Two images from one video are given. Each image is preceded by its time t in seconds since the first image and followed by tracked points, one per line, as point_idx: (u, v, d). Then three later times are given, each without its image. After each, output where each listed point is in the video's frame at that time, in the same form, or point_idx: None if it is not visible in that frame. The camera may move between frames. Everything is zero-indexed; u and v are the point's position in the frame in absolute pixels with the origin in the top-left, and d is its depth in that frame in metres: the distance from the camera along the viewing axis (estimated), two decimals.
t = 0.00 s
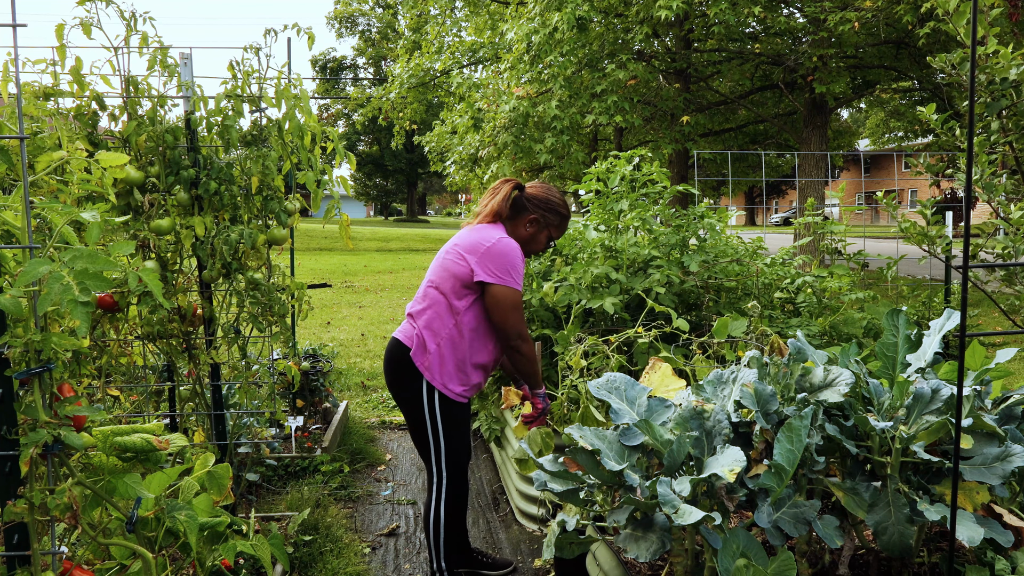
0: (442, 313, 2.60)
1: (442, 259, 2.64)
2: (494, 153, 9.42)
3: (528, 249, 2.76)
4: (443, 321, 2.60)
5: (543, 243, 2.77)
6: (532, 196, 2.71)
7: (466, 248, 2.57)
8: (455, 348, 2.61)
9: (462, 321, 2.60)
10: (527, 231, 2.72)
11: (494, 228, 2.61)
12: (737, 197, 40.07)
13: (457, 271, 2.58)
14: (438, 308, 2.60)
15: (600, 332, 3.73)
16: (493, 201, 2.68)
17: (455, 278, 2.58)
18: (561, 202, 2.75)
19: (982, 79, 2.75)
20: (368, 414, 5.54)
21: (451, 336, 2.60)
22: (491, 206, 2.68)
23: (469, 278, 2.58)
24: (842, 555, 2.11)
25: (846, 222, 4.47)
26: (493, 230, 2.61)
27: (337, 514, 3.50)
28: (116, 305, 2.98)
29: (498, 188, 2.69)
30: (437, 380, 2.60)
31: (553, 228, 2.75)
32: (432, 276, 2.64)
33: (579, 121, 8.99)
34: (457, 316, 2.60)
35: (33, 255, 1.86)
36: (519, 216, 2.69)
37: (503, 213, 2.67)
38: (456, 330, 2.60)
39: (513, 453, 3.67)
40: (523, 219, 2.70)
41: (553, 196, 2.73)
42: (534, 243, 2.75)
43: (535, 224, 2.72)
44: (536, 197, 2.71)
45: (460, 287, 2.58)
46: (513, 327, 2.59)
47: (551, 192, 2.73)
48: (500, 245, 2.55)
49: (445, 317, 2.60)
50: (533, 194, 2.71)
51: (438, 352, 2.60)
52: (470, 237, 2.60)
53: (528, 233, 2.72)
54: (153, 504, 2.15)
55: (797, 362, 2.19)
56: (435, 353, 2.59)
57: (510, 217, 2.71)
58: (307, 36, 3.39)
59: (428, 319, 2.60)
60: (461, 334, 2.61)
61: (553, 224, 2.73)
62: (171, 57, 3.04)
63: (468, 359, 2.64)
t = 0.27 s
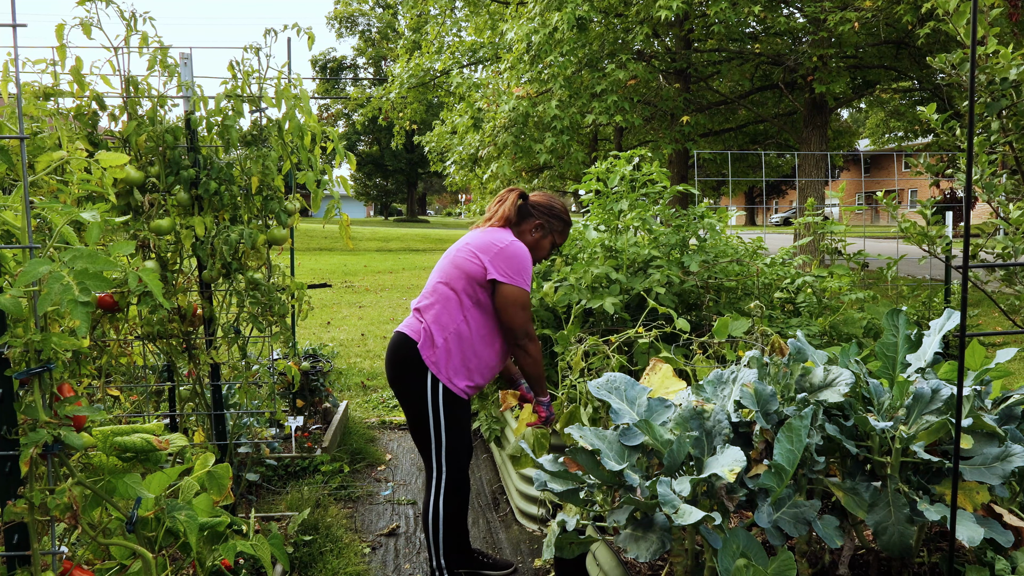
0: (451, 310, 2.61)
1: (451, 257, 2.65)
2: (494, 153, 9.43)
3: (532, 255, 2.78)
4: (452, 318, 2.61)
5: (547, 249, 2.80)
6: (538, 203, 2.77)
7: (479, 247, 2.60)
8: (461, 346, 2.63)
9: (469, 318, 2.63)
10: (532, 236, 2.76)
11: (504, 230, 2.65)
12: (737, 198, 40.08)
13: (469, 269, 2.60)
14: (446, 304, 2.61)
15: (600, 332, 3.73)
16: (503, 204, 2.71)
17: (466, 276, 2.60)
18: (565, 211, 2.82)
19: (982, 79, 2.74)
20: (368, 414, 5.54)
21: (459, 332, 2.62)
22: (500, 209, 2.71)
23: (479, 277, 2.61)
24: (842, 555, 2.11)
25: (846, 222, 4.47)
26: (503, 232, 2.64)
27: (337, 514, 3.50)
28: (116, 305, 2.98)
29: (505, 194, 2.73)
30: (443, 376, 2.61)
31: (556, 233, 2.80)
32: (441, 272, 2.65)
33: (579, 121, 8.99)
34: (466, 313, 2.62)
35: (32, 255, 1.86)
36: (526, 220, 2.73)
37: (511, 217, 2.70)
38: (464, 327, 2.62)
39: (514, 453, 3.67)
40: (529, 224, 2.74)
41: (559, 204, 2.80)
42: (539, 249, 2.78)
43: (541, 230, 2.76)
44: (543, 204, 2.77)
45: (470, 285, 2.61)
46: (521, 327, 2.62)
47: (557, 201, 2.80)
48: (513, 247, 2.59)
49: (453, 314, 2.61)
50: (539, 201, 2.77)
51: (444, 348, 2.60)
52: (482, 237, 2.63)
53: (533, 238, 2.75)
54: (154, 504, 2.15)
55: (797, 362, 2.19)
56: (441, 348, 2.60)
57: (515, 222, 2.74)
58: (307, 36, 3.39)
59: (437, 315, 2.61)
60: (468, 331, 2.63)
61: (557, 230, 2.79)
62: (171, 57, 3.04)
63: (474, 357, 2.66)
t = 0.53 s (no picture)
0: (452, 307, 2.61)
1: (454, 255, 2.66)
2: (494, 153, 9.43)
3: (534, 257, 2.76)
4: (453, 315, 2.61)
5: (549, 252, 2.78)
6: (541, 206, 2.77)
7: (482, 246, 2.60)
8: (462, 343, 2.63)
9: (471, 316, 2.63)
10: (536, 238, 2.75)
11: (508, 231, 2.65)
12: (737, 198, 40.08)
13: (471, 266, 2.60)
14: (448, 302, 2.61)
15: (600, 332, 3.73)
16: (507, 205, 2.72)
17: (468, 274, 2.61)
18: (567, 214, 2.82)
19: (982, 79, 2.74)
20: (368, 415, 5.54)
21: (460, 329, 2.62)
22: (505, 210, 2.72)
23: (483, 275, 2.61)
24: (842, 555, 2.11)
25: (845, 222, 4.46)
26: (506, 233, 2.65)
27: (337, 514, 3.50)
28: (116, 305, 2.98)
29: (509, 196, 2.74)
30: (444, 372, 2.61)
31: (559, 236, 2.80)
32: (445, 270, 2.65)
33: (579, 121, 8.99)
34: (467, 310, 2.62)
35: (32, 255, 1.86)
36: (529, 222, 2.73)
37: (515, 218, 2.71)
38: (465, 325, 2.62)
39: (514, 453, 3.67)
40: (533, 226, 2.74)
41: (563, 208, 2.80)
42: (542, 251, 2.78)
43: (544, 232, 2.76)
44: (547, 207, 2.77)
45: (474, 283, 2.61)
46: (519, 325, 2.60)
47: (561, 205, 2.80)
48: (515, 247, 2.59)
49: (455, 311, 2.61)
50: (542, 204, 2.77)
51: (446, 344, 2.61)
52: (487, 236, 2.63)
53: (536, 240, 2.75)
54: (154, 504, 2.15)
55: (797, 362, 2.19)
56: (443, 345, 2.60)
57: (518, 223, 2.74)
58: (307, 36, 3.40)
59: (438, 312, 2.61)
60: (469, 329, 2.63)
61: (560, 233, 2.78)
62: (171, 57, 3.04)
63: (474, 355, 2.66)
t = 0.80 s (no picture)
0: (449, 305, 2.60)
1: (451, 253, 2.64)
2: (494, 153, 9.43)
3: (534, 252, 2.73)
4: (450, 314, 2.60)
5: (549, 247, 2.75)
6: (539, 202, 2.74)
7: (475, 242, 2.57)
8: (458, 341, 2.61)
9: (468, 314, 2.61)
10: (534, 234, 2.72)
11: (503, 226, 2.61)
12: (737, 198, 40.09)
13: (465, 263, 2.57)
14: (445, 300, 2.60)
15: (600, 332, 3.73)
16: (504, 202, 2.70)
17: (462, 271, 2.58)
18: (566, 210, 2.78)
19: (982, 79, 2.74)
20: (368, 415, 5.54)
21: (456, 327, 2.60)
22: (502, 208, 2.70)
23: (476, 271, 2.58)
24: (842, 555, 2.11)
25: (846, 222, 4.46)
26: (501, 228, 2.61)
27: (337, 514, 3.50)
28: (116, 305, 2.98)
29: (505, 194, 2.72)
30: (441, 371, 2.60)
31: (558, 232, 2.75)
32: (443, 268, 2.64)
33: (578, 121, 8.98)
34: (463, 308, 2.60)
35: (32, 255, 1.86)
36: (526, 219, 2.71)
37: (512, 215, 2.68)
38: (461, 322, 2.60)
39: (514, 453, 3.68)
40: (530, 222, 2.71)
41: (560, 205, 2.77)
42: (542, 247, 2.74)
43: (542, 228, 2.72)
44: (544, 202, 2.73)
45: (468, 280, 2.58)
46: (505, 318, 2.52)
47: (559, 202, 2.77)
48: (507, 241, 2.54)
49: (451, 309, 2.60)
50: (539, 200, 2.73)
51: (444, 343, 2.60)
52: (481, 231, 2.59)
53: (535, 235, 2.72)
54: (154, 504, 2.15)
55: (797, 362, 2.19)
56: (441, 344, 2.60)
57: (516, 219, 2.71)
58: (307, 36, 3.40)
59: (435, 310, 2.61)
60: (466, 327, 2.61)
61: (559, 228, 2.74)
62: (171, 57, 3.04)
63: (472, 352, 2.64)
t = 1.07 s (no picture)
0: (441, 306, 2.60)
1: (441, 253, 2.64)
2: (494, 153, 9.43)
3: (527, 245, 2.73)
4: (442, 315, 2.60)
5: (543, 239, 2.75)
6: (528, 195, 2.72)
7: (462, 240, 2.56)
8: (452, 341, 2.60)
9: (460, 314, 2.60)
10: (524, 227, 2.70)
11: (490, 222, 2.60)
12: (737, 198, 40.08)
13: (453, 262, 2.57)
14: (437, 301, 2.60)
15: (600, 332, 3.73)
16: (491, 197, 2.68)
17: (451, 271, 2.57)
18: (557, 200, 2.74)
19: (982, 79, 2.74)
20: (368, 415, 5.54)
21: (450, 328, 2.60)
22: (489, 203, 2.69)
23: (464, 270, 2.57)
24: (842, 555, 2.11)
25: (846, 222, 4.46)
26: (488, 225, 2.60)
27: (337, 514, 3.50)
28: (116, 305, 2.97)
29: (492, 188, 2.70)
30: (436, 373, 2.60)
31: (550, 222, 2.75)
32: (433, 270, 2.65)
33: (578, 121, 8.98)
34: (455, 308, 2.59)
35: (33, 255, 1.86)
36: (516, 212, 2.69)
37: (501, 210, 2.67)
38: (453, 322, 2.60)
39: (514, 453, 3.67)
40: (520, 216, 2.69)
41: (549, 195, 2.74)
42: (533, 240, 2.73)
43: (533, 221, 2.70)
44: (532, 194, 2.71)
45: (457, 280, 2.57)
46: (491, 318, 2.50)
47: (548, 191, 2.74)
48: (493, 237, 2.52)
49: (443, 310, 2.60)
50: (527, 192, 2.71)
51: (437, 344, 2.60)
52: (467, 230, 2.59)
53: (526, 228, 2.71)
54: (154, 504, 2.15)
55: (797, 362, 2.19)
56: (434, 345, 2.60)
57: (506, 214, 2.70)
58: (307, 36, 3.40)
59: (428, 312, 2.61)
60: (459, 327, 2.60)
61: (549, 219, 2.74)
62: (171, 57, 3.04)
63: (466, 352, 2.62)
